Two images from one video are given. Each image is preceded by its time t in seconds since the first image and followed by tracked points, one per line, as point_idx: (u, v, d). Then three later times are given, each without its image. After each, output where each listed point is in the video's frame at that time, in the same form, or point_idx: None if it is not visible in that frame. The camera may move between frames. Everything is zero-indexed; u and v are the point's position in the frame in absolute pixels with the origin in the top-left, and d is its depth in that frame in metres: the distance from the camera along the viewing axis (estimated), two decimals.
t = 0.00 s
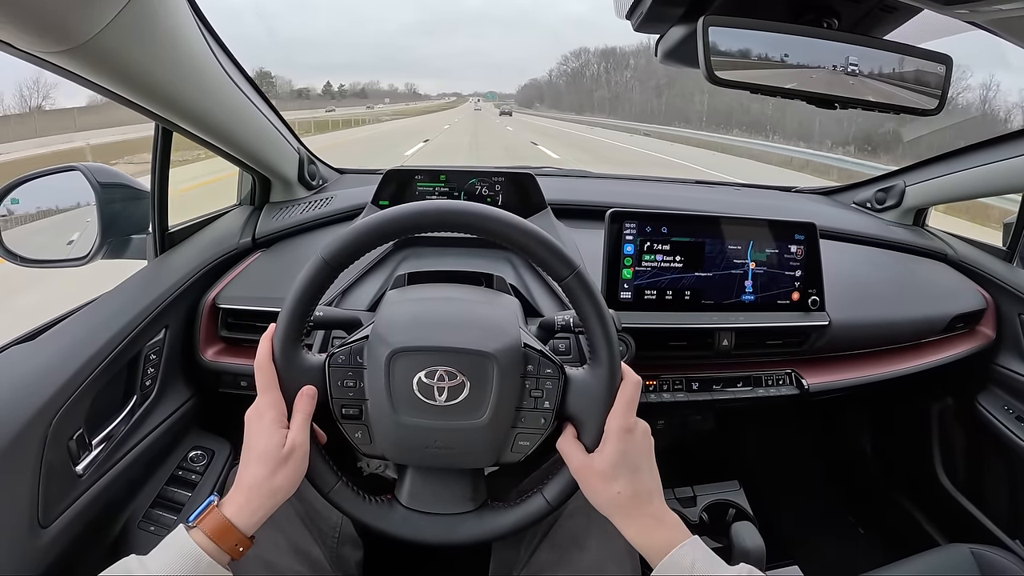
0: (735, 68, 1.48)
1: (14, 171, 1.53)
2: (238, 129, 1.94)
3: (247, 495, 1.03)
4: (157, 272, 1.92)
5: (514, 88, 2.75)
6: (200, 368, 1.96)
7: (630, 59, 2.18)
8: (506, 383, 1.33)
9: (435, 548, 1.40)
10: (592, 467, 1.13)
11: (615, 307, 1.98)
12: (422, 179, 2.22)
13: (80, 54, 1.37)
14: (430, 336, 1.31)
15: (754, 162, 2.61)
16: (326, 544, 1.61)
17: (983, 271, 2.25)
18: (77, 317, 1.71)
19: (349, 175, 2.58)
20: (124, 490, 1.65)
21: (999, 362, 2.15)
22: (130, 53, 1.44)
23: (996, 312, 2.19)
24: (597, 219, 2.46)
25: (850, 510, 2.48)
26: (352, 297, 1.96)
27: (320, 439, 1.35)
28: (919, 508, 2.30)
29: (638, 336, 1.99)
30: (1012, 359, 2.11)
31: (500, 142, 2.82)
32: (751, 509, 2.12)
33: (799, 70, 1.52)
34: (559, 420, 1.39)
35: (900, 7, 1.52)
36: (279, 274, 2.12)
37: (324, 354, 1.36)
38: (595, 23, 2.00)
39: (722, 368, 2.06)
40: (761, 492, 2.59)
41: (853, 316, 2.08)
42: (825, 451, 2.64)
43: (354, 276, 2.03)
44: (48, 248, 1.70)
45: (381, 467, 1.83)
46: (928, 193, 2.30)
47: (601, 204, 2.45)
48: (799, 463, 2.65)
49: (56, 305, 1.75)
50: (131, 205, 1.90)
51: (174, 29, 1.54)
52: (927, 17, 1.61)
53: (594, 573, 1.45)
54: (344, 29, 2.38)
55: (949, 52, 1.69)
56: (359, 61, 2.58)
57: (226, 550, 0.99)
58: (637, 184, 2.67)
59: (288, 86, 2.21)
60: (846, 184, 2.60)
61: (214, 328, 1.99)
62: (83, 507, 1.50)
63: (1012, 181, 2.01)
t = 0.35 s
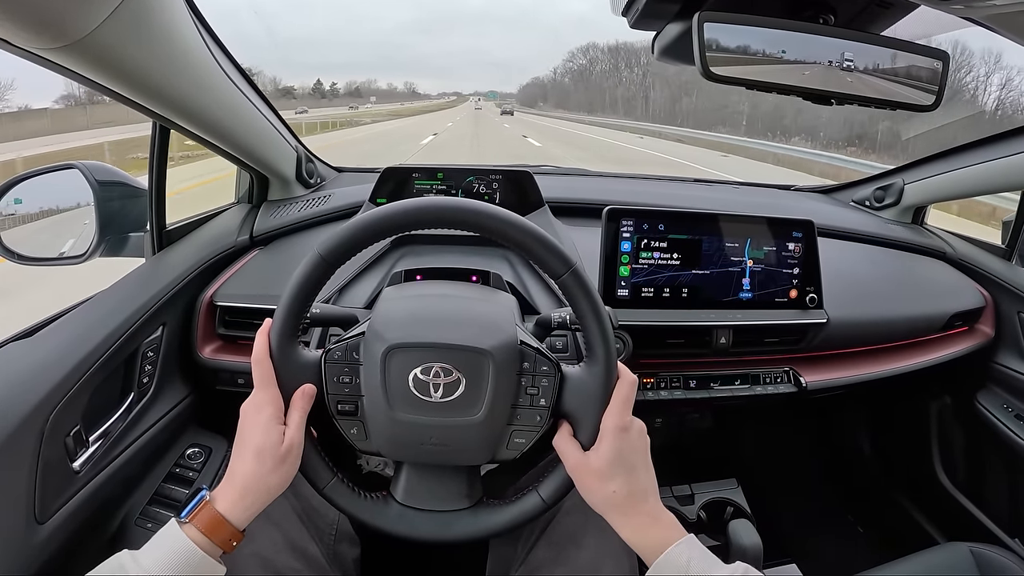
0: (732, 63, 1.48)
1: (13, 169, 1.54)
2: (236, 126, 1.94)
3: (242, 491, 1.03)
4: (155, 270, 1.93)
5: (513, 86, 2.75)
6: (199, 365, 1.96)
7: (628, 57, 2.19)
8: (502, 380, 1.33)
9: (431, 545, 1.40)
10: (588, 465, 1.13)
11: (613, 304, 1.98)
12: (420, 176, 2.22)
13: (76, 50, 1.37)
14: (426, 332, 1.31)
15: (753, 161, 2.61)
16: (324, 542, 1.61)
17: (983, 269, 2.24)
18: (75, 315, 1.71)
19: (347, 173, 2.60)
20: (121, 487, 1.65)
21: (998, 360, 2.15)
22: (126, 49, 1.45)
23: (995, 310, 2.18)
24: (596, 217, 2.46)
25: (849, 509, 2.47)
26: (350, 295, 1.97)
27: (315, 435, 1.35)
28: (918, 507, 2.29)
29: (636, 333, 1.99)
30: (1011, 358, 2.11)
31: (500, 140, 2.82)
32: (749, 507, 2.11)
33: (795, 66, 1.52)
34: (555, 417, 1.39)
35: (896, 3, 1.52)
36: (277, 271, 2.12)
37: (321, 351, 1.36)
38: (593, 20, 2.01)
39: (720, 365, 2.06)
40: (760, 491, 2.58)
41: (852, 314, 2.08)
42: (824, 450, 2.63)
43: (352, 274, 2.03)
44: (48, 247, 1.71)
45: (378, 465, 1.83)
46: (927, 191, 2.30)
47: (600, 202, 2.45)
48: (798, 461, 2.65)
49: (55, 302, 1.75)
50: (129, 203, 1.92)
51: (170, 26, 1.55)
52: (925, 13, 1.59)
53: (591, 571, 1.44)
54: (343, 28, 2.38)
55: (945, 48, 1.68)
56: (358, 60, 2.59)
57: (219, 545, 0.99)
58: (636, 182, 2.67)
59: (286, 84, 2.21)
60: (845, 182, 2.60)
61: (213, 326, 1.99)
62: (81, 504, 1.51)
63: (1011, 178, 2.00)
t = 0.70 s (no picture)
0: (737, 61, 1.47)
1: (13, 168, 1.52)
2: (236, 124, 1.93)
3: (248, 494, 1.02)
4: (155, 269, 1.91)
5: (515, 86, 2.74)
6: (198, 365, 1.94)
7: (631, 55, 2.18)
8: (505, 379, 1.32)
9: (434, 546, 1.39)
10: (593, 465, 1.12)
11: (616, 303, 1.97)
12: (421, 175, 2.22)
13: (76, 44, 1.35)
14: (429, 330, 1.30)
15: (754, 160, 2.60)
16: (325, 543, 1.59)
17: (984, 268, 2.24)
18: (74, 314, 1.69)
19: (347, 172, 2.59)
20: (121, 487, 1.64)
21: (999, 359, 2.14)
22: (126, 44, 1.43)
23: (997, 310, 2.18)
24: (598, 216, 2.46)
25: (852, 509, 2.47)
26: (350, 294, 1.96)
27: (317, 434, 1.34)
28: (921, 507, 2.29)
29: (639, 332, 1.98)
30: (1012, 357, 2.10)
31: (501, 139, 2.81)
32: (752, 507, 2.10)
33: (800, 63, 1.52)
34: (558, 417, 1.38)
35: None
36: (277, 270, 2.11)
37: (322, 349, 1.34)
38: (597, 18, 2.00)
39: (723, 364, 2.05)
40: (761, 491, 2.57)
41: (854, 313, 2.08)
42: (826, 450, 2.63)
43: (352, 273, 2.02)
44: (48, 246, 1.70)
45: (380, 465, 1.82)
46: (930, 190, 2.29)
47: (601, 201, 2.44)
48: (800, 461, 2.64)
49: (54, 301, 1.73)
50: (129, 201, 1.90)
51: (171, 21, 1.53)
52: (930, 11, 1.59)
53: (594, 571, 1.43)
54: (345, 26, 2.37)
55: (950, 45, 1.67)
56: (359, 59, 2.58)
57: (222, 549, 0.99)
58: (637, 181, 2.66)
59: (287, 83, 2.20)
60: (846, 181, 2.59)
61: (213, 325, 1.98)
62: (80, 504, 1.49)
63: (1012, 177, 2.00)
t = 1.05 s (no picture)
0: (733, 62, 1.48)
1: (10, 170, 1.52)
2: (236, 125, 1.94)
3: (242, 489, 1.03)
4: (155, 269, 1.92)
5: (515, 86, 2.75)
6: (198, 365, 1.95)
7: (630, 56, 2.19)
8: (503, 379, 1.33)
9: (432, 545, 1.40)
10: (588, 468, 1.12)
11: (614, 304, 1.98)
12: (421, 176, 2.23)
13: (77, 48, 1.36)
14: (427, 331, 1.31)
15: (754, 160, 2.61)
16: (324, 542, 1.60)
17: (983, 269, 2.24)
18: (74, 315, 1.70)
19: (347, 173, 2.60)
20: (121, 487, 1.65)
21: (998, 359, 2.15)
22: (126, 47, 1.44)
23: (996, 310, 2.18)
24: (597, 216, 2.46)
25: (851, 509, 2.47)
26: (350, 294, 1.96)
27: (315, 433, 1.35)
28: (921, 507, 2.29)
29: (637, 333, 1.98)
30: (1012, 357, 2.10)
31: (501, 139, 2.82)
32: (750, 508, 2.10)
33: (796, 65, 1.52)
34: (555, 419, 1.38)
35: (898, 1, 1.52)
36: (277, 270, 2.12)
37: (321, 349, 1.35)
38: (595, 19, 2.01)
39: (721, 365, 2.05)
40: (760, 491, 2.57)
41: (853, 313, 2.08)
42: (826, 450, 2.63)
43: (352, 274, 2.03)
44: (48, 246, 1.71)
45: (379, 465, 1.78)
46: (930, 191, 2.29)
47: (601, 201, 2.45)
48: (798, 461, 2.64)
49: (55, 302, 1.75)
50: (130, 202, 1.91)
51: (171, 23, 1.54)
52: (926, 13, 1.60)
53: (591, 571, 1.44)
54: (344, 26, 2.38)
55: (947, 47, 1.68)
56: (359, 59, 2.59)
57: (214, 543, 0.99)
58: (637, 182, 2.67)
59: (288, 84, 2.21)
60: (846, 182, 2.60)
61: (213, 325, 1.99)
62: (80, 503, 1.50)
63: (1011, 178, 2.00)
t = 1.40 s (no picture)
0: (732, 63, 1.48)
1: (10, 172, 1.53)
2: (236, 126, 1.94)
3: (244, 490, 1.04)
4: (156, 270, 1.93)
5: (515, 85, 2.75)
6: (199, 365, 1.96)
7: (630, 55, 2.19)
8: (502, 380, 1.33)
9: (431, 545, 1.40)
10: (587, 467, 1.13)
11: (613, 304, 1.98)
12: (421, 176, 2.23)
13: (78, 50, 1.37)
14: (426, 331, 1.31)
15: (753, 160, 2.61)
16: (324, 542, 1.61)
17: (983, 269, 2.24)
18: (75, 315, 1.71)
19: (347, 173, 2.61)
20: (121, 486, 1.65)
21: (998, 360, 2.15)
22: (127, 49, 1.45)
23: (996, 310, 2.18)
24: (597, 216, 2.46)
25: (850, 509, 2.47)
26: (350, 294, 1.97)
27: (315, 434, 1.35)
28: (920, 507, 2.29)
29: (636, 333, 1.98)
30: (1011, 358, 2.10)
31: (501, 139, 2.83)
32: (749, 508, 2.11)
33: (794, 66, 1.53)
34: (554, 419, 1.39)
35: (896, 3, 1.53)
36: (277, 271, 2.12)
37: (321, 349, 1.35)
38: (596, 19, 2.01)
39: (720, 365, 2.06)
40: (759, 491, 2.58)
41: (852, 314, 2.08)
42: (825, 449, 2.64)
43: (352, 274, 2.03)
44: (49, 246, 1.71)
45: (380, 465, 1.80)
46: (930, 191, 2.29)
47: (600, 201, 2.45)
48: (798, 462, 2.65)
49: (56, 302, 1.75)
50: (130, 203, 1.92)
51: (171, 24, 1.55)
52: (925, 14, 1.60)
53: (590, 572, 1.44)
54: (343, 26, 2.38)
55: (947, 47, 1.67)
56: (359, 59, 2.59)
57: (216, 544, 1.00)
58: (637, 181, 2.67)
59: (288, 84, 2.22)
60: (845, 182, 2.60)
61: (213, 325, 1.99)
62: (81, 502, 1.51)
63: (1011, 178, 2.00)
